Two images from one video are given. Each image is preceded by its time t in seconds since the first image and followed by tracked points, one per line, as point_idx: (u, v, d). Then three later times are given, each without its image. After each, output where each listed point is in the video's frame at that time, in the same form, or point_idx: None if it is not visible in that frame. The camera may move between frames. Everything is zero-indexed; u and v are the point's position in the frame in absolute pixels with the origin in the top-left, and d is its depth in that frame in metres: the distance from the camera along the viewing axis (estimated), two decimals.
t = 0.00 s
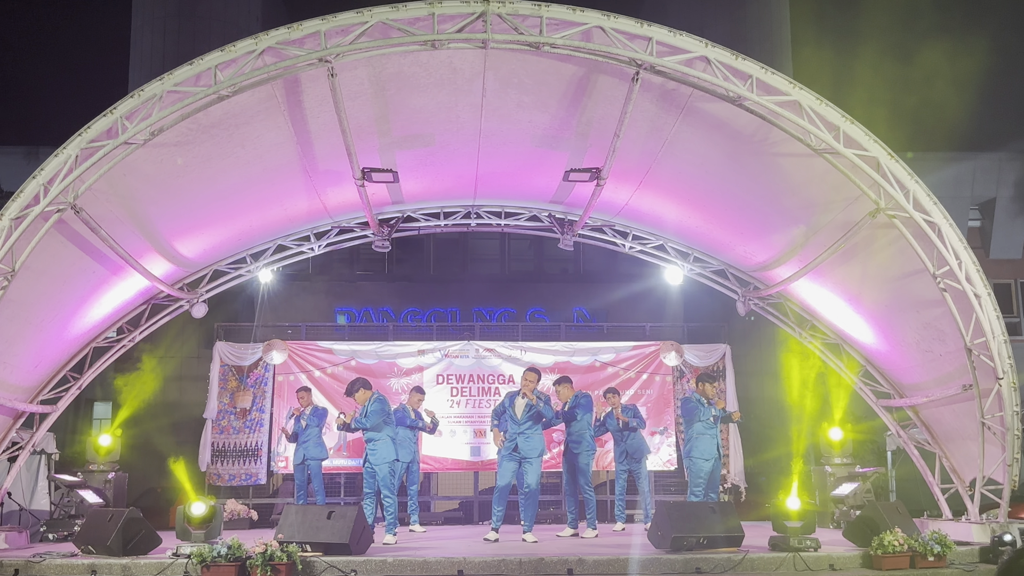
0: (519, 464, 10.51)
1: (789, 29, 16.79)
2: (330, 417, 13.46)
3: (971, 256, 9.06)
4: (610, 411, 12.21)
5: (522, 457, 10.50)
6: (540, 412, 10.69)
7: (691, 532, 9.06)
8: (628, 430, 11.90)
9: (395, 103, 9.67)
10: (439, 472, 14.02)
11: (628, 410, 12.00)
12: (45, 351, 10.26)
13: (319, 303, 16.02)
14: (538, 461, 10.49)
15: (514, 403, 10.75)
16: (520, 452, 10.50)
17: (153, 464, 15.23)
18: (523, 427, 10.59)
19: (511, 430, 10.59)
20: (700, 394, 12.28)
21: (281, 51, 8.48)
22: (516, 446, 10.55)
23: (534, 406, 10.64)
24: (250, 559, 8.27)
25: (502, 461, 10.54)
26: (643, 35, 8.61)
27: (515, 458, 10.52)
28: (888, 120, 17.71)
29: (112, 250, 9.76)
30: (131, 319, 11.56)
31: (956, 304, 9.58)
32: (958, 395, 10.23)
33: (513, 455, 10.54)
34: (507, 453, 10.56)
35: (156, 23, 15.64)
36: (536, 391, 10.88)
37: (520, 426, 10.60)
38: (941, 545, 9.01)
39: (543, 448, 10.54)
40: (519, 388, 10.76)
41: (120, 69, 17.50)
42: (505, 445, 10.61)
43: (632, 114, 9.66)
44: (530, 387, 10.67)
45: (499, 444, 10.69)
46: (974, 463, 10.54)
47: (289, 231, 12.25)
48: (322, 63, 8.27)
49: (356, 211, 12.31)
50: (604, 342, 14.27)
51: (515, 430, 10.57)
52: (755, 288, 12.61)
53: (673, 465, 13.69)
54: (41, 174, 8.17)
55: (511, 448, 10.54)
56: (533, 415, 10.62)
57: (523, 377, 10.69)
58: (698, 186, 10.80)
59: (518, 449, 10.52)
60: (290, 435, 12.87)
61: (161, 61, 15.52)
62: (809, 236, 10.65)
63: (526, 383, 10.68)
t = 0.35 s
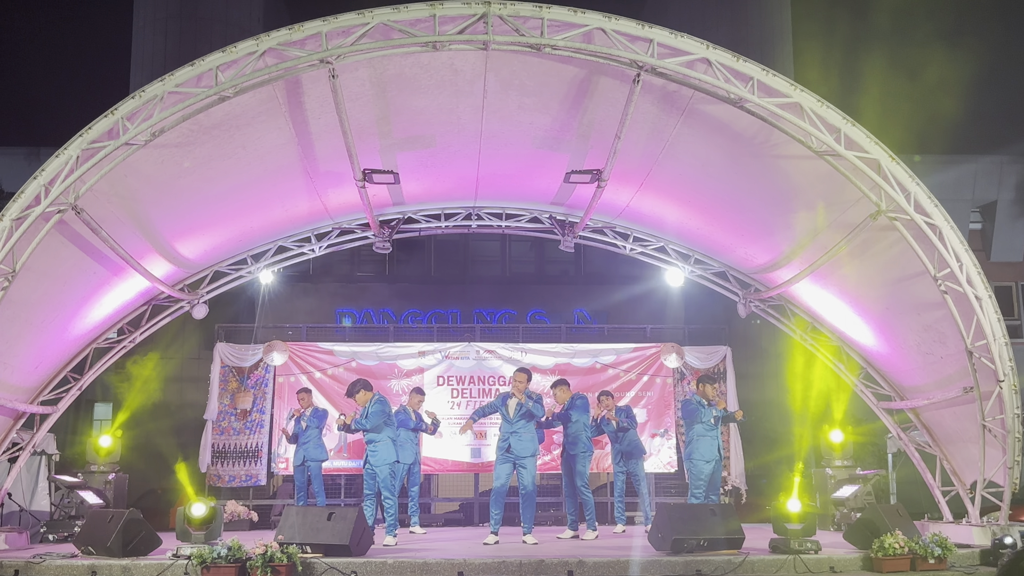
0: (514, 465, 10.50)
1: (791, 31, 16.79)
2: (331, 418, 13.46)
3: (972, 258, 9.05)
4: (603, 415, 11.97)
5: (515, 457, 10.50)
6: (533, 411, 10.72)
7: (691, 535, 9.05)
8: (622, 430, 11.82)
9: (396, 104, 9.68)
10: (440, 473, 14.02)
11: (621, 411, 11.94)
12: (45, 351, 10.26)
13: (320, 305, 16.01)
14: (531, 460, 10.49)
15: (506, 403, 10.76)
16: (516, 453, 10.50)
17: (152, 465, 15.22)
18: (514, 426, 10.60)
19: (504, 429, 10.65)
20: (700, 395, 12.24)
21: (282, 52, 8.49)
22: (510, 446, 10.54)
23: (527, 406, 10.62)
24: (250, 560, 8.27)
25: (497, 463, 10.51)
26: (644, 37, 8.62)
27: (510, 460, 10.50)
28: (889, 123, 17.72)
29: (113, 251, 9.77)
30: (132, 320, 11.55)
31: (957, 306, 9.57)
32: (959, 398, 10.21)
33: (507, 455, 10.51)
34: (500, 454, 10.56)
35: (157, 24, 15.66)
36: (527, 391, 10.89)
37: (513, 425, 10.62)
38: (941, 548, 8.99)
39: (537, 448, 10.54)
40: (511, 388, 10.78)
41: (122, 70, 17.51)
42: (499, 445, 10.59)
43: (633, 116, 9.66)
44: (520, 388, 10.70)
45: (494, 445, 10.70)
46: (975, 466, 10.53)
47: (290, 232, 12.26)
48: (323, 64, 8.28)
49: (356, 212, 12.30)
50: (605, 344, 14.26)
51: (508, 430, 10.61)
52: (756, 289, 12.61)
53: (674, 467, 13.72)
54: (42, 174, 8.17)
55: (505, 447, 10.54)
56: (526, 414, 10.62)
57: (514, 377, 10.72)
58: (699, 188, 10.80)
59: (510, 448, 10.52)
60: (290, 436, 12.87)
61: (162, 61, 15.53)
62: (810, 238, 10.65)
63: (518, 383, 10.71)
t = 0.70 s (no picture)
0: (509, 467, 10.50)
1: (792, 32, 16.79)
2: (332, 419, 13.45)
3: (974, 260, 9.04)
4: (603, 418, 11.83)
5: (510, 458, 10.49)
6: (525, 413, 10.73)
7: (693, 536, 9.07)
8: (622, 432, 11.76)
9: (398, 105, 9.70)
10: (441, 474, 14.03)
11: (619, 412, 11.88)
12: (47, 352, 10.26)
13: (321, 306, 16.01)
14: (526, 461, 10.49)
15: (500, 405, 10.76)
16: (510, 454, 10.50)
17: (153, 465, 15.24)
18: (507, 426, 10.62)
19: (498, 431, 10.67)
20: (700, 395, 12.19)
21: (283, 53, 8.50)
22: (504, 447, 10.55)
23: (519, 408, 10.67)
24: (251, 560, 8.28)
25: (491, 465, 10.52)
26: (645, 38, 8.62)
27: (504, 462, 10.50)
28: (891, 125, 17.73)
29: (114, 251, 9.79)
30: (133, 320, 11.54)
31: (959, 307, 9.57)
32: (960, 399, 10.20)
33: (501, 456, 10.52)
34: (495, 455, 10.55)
35: (159, 25, 15.68)
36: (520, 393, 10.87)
37: (506, 426, 10.65)
38: (943, 549, 8.97)
39: (530, 448, 10.56)
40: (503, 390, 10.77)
41: (124, 71, 17.52)
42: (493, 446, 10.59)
43: (635, 117, 9.66)
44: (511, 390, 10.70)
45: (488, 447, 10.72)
46: (976, 468, 10.52)
47: (291, 233, 12.27)
48: (325, 64, 8.29)
49: (357, 213, 12.30)
50: (607, 345, 14.26)
51: (501, 432, 10.65)
52: (757, 291, 12.60)
53: (676, 469, 13.75)
54: (44, 175, 8.19)
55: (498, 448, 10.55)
56: (519, 416, 10.66)
57: (503, 380, 10.69)
58: (701, 190, 10.80)
59: (505, 449, 10.53)
60: (291, 437, 12.86)
61: (164, 62, 15.55)
62: (811, 239, 10.65)
63: (508, 384, 10.68)
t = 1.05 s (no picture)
0: (507, 467, 10.50)
1: (794, 32, 16.79)
2: (334, 419, 13.45)
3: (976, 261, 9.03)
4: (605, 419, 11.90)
5: (507, 459, 10.49)
6: (521, 412, 10.78)
7: (695, 536, 9.08)
8: (623, 432, 11.72)
9: (401, 106, 9.70)
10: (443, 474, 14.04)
11: (622, 413, 11.87)
12: (48, 352, 10.26)
13: (323, 306, 16.01)
14: (524, 461, 10.52)
15: (496, 406, 10.78)
16: (507, 456, 10.50)
17: (156, 465, 15.26)
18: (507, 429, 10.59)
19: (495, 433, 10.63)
20: (702, 396, 12.19)
21: (286, 53, 8.50)
22: (502, 450, 10.53)
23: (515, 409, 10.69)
24: (254, 560, 8.25)
25: (488, 467, 10.48)
26: (648, 38, 8.61)
27: (501, 463, 10.49)
28: (893, 125, 17.71)
29: (116, 251, 9.80)
30: (135, 320, 11.55)
31: (961, 308, 9.56)
32: (963, 400, 10.19)
33: (498, 458, 10.51)
34: (493, 457, 10.52)
35: (161, 26, 15.70)
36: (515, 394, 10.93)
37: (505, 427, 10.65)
38: (946, 550, 8.95)
39: (527, 448, 10.58)
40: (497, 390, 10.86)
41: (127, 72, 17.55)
42: (490, 448, 10.56)
43: (637, 117, 9.65)
44: (504, 390, 10.78)
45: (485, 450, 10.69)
46: (978, 468, 10.49)
47: (294, 233, 12.28)
48: (327, 65, 8.28)
49: (359, 213, 12.30)
50: (609, 346, 14.25)
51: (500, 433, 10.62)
52: (760, 291, 12.59)
53: (677, 469, 13.74)
54: (47, 175, 8.20)
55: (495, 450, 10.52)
56: (516, 416, 10.68)
57: (497, 382, 10.80)
58: (703, 190, 10.80)
59: (502, 450, 10.52)
60: (293, 437, 12.86)
61: (166, 63, 15.57)
62: (814, 240, 10.64)
63: (502, 385, 10.79)
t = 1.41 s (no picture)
0: (507, 468, 10.51)
1: (797, 32, 16.77)
2: (336, 419, 13.46)
3: (979, 261, 9.00)
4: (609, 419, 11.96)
5: (508, 460, 10.50)
6: (521, 413, 10.80)
7: (698, 537, 9.08)
8: (627, 433, 11.76)
9: (403, 107, 9.71)
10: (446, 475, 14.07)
11: (625, 413, 11.89)
12: (51, 352, 10.28)
13: (326, 306, 16.01)
14: (525, 461, 10.52)
15: (494, 406, 10.79)
16: (508, 457, 10.51)
17: (159, 465, 15.28)
18: (508, 429, 10.61)
19: (495, 434, 10.63)
20: (704, 396, 12.27)
21: (289, 54, 8.52)
22: (502, 450, 10.54)
23: (515, 410, 10.71)
24: (257, 561, 8.22)
25: (488, 468, 10.48)
26: (651, 39, 8.61)
27: (501, 464, 10.49)
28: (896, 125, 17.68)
29: (119, 251, 9.83)
30: (139, 321, 11.56)
31: (965, 308, 9.53)
32: (966, 401, 10.16)
33: (499, 459, 10.51)
34: (494, 458, 10.53)
35: (164, 26, 15.71)
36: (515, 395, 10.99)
37: (505, 428, 10.64)
38: (949, 550, 8.95)
39: (528, 448, 10.57)
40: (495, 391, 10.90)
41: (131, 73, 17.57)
42: (490, 449, 10.57)
43: (640, 117, 9.64)
44: (502, 391, 10.84)
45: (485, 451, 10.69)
46: (982, 468, 10.48)
47: (297, 233, 12.29)
48: (330, 65, 8.28)
49: (362, 213, 12.31)
50: (612, 346, 14.25)
51: (501, 434, 10.61)
52: (762, 291, 12.58)
53: (679, 469, 13.71)
54: (51, 175, 8.21)
55: (495, 451, 10.53)
56: (516, 417, 10.69)
57: (496, 382, 10.89)
58: (706, 190, 10.79)
59: (502, 451, 10.54)
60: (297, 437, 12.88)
61: (169, 63, 15.59)
62: (817, 240, 10.62)
63: (501, 386, 10.89)
